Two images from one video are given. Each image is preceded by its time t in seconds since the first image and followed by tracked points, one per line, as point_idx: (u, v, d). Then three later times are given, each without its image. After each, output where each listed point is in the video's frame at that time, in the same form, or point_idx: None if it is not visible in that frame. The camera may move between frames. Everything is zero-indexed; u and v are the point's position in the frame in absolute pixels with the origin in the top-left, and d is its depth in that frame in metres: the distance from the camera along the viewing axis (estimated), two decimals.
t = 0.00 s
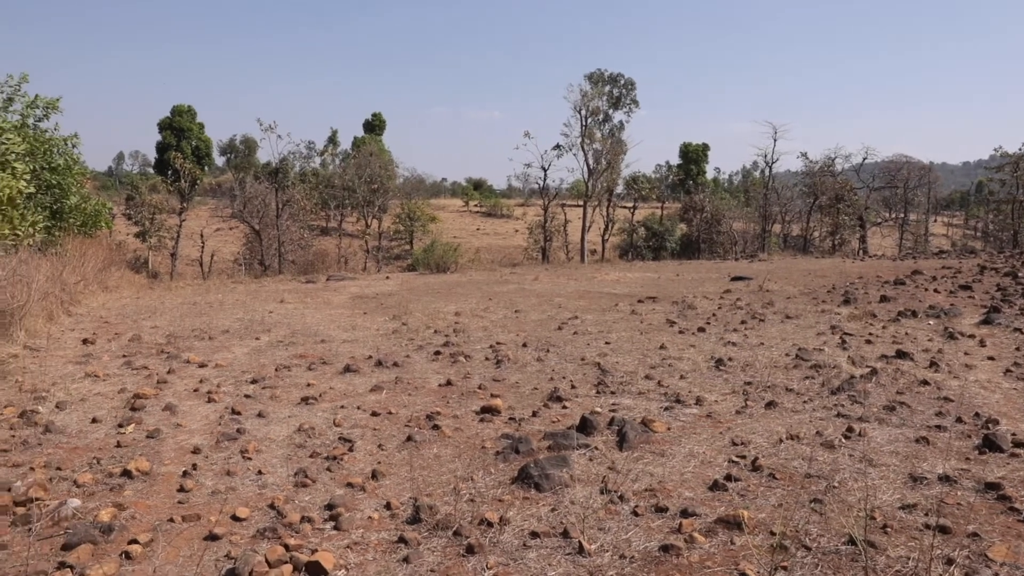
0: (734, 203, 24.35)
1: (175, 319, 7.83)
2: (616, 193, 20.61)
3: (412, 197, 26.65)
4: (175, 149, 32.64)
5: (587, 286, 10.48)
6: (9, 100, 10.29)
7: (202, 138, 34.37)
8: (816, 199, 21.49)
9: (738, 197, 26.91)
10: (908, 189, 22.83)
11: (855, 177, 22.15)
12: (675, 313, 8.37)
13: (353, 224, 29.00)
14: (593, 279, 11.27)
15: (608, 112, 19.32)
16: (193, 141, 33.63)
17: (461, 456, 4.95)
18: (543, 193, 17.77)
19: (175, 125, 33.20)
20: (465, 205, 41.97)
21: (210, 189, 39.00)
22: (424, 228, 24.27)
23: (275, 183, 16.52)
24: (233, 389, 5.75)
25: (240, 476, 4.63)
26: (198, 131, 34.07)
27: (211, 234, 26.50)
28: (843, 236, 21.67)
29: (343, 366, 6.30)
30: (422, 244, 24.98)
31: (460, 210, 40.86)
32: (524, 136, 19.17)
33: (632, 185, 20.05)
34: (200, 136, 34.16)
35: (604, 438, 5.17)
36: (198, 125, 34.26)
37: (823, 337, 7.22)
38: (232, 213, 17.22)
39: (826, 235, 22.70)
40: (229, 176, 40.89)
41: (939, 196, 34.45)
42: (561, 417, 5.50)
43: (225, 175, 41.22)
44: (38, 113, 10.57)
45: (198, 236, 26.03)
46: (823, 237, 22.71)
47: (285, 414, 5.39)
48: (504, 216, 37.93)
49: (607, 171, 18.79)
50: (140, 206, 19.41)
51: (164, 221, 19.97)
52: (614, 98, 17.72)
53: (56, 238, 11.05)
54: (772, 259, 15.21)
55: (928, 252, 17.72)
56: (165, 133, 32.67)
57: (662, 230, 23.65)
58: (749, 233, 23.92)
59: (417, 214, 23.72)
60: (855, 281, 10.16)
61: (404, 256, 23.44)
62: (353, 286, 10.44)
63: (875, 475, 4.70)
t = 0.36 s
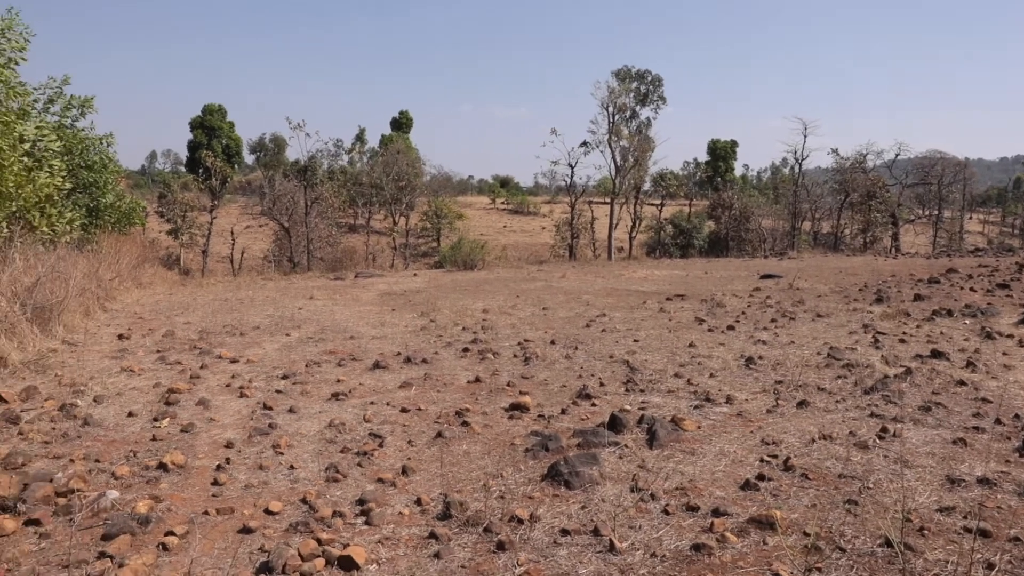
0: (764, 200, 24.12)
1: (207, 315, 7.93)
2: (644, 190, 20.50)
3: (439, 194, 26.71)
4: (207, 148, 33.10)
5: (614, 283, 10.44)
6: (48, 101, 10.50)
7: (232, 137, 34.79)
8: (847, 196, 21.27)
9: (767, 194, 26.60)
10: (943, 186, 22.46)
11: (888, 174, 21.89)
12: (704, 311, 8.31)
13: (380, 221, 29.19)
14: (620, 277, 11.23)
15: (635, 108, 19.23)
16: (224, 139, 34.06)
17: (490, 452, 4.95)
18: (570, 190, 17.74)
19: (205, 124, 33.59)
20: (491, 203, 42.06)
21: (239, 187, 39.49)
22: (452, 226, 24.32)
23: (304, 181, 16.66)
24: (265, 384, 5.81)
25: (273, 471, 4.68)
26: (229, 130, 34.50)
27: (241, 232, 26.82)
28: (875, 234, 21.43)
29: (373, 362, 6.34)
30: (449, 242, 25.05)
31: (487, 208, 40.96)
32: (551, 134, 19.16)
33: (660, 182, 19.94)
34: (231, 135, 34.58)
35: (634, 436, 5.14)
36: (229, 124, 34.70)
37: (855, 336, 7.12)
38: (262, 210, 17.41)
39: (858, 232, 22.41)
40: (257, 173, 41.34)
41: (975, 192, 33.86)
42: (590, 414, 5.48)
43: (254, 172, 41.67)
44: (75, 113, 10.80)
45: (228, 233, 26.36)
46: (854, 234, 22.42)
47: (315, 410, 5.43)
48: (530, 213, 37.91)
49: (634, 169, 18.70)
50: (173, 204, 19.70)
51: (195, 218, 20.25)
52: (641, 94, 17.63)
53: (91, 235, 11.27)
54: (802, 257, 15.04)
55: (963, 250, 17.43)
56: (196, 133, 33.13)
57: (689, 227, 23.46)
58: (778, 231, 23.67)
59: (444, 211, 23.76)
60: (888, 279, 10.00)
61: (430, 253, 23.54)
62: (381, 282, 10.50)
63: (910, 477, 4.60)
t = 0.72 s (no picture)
0: (800, 199, 23.86)
1: (244, 314, 8.03)
2: (677, 188, 20.39)
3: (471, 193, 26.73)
4: (242, 148, 33.59)
5: (647, 282, 10.38)
6: (93, 104, 10.71)
7: (267, 137, 35.28)
8: (885, 193, 21.18)
9: (802, 192, 26.18)
10: (984, 183, 22.06)
11: (928, 171, 21.65)
12: (740, 310, 8.22)
13: (413, 221, 29.39)
14: (653, 276, 11.16)
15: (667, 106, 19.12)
16: (259, 140, 34.51)
17: (527, 451, 4.93)
18: (603, 188, 17.72)
19: (241, 124, 34.12)
20: (523, 202, 42.16)
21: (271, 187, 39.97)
22: (484, 225, 24.28)
23: (337, 180, 16.81)
24: (301, 382, 5.86)
25: (311, 467, 4.72)
26: (264, 130, 34.96)
27: (276, 231, 27.16)
28: (914, 232, 21.20)
29: (408, 360, 6.36)
30: (481, 240, 25.06)
31: (521, 207, 41.06)
32: (584, 132, 19.14)
33: (693, 181, 19.82)
34: (265, 135, 35.04)
35: (671, 436, 5.09)
36: (264, 125, 35.15)
37: (896, 337, 6.99)
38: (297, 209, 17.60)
39: (896, 230, 22.10)
40: (290, 173, 41.85)
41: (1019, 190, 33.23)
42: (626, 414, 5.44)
43: (287, 171, 42.18)
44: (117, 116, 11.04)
45: (264, 232, 26.72)
46: (892, 233, 22.12)
47: (352, 407, 5.46)
48: (563, 212, 37.88)
49: (668, 166, 18.61)
50: (209, 204, 20.01)
51: (231, 218, 20.55)
52: (674, 91, 17.52)
53: (132, 233, 11.49)
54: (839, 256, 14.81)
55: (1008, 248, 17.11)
56: (232, 133, 33.64)
57: (723, 226, 23.28)
58: (814, 229, 23.39)
59: (476, 210, 23.75)
60: (928, 279, 9.80)
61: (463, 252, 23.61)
62: (414, 281, 10.55)
63: (956, 481, 4.46)
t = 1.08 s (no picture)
0: (841, 201, 23.52)
1: (284, 315, 8.13)
2: (714, 191, 20.23)
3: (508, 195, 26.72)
4: (281, 152, 34.14)
5: (685, 285, 10.30)
6: (140, 110, 10.95)
7: (305, 140, 35.75)
8: (931, 195, 20.87)
9: (842, 194, 25.69)
10: None
11: (975, 172, 21.18)
12: (780, 314, 8.12)
13: (449, 223, 29.55)
14: (691, 279, 11.08)
15: (705, 108, 18.98)
16: (298, 143, 35.01)
17: (567, 455, 4.91)
18: (640, 191, 17.64)
19: (280, 128, 34.67)
20: (559, 204, 42.19)
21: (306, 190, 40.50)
22: (520, 227, 24.26)
23: (375, 183, 16.96)
24: (342, 383, 5.91)
25: (353, 467, 4.75)
26: (302, 134, 35.47)
27: (315, 233, 27.52)
28: (961, 234, 20.79)
29: (446, 362, 6.38)
30: (517, 243, 25.06)
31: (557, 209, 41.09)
32: (622, 134, 19.10)
33: (731, 183, 19.65)
34: (304, 139, 35.56)
35: (713, 440, 5.03)
36: (303, 128, 35.66)
37: (943, 342, 6.83)
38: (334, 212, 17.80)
39: (942, 233, 21.65)
40: (329, 175, 42.41)
41: None
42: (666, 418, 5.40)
43: (324, 174, 42.72)
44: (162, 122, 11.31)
45: (302, 234, 27.10)
46: (938, 235, 21.68)
47: (392, 409, 5.49)
48: (599, 214, 37.78)
49: (706, 168, 18.48)
50: (249, 206, 20.35)
51: (270, 220, 20.88)
52: (712, 93, 17.39)
53: (176, 235, 11.73)
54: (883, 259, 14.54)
55: None
56: (272, 136, 34.22)
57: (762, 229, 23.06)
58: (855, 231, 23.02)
59: (512, 212, 23.74)
60: (976, 283, 9.56)
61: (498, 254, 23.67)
62: (451, 284, 10.59)
63: (1012, 491, 4.28)
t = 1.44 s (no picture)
0: (886, 203, 23.03)
1: (326, 316, 8.24)
2: (755, 193, 19.98)
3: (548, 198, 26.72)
4: (322, 156, 34.73)
5: (728, 289, 10.19)
6: (187, 115, 11.20)
7: (347, 144, 36.24)
8: (981, 197, 20.27)
9: (889, 196, 25.16)
10: None
11: None
12: (825, 319, 7.98)
13: (488, 226, 29.67)
14: (733, 282, 10.96)
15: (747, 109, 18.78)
16: (338, 147, 35.55)
17: (610, 459, 4.87)
18: (680, 193, 17.51)
19: (322, 132, 35.26)
20: (597, 206, 42.05)
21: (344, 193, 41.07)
22: (558, 229, 24.23)
23: (414, 185, 17.10)
24: (384, 385, 5.95)
25: (396, 469, 4.78)
26: (343, 138, 36.01)
27: (355, 236, 27.89)
28: (1014, 237, 20.17)
29: (488, 365, 6.39)
30: (556, 246, 25.06)
31: (596, 211, 41.03)
32: (662, 136, 18.99)
33: (773, 185, 19.39)
34: (344, 142, 36.11)
35: (759, 447, 4.94)
36: (344, 132, 36.23)
37: (998, 349, 6.63)
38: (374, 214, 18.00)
39: (994, 235, 21.03)
40: (369, 179, 42.97)
41: None
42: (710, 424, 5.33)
43: (364, 177, 43.28)
44: (209, 126, 11.53)
45: (343, 237, 27.48)
46: (990, 237, 21.07)
47: (434, 411, 5.51)
48: (638, 217, 37.62)
49: (747, 170, 18.27)
50: (291, 209, 20.71)
51: (311, 223, 21.22)
52: (753, 94, 17.20)
53: (222, 238, 11.98)
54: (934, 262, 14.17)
55: None
56: (314, 140, 34.88)
57: (804, 232, 22.72)
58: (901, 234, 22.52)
59: (550, 215, 23.73)
60: None
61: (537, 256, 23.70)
62: (491, 286, 10.62)
63: None
